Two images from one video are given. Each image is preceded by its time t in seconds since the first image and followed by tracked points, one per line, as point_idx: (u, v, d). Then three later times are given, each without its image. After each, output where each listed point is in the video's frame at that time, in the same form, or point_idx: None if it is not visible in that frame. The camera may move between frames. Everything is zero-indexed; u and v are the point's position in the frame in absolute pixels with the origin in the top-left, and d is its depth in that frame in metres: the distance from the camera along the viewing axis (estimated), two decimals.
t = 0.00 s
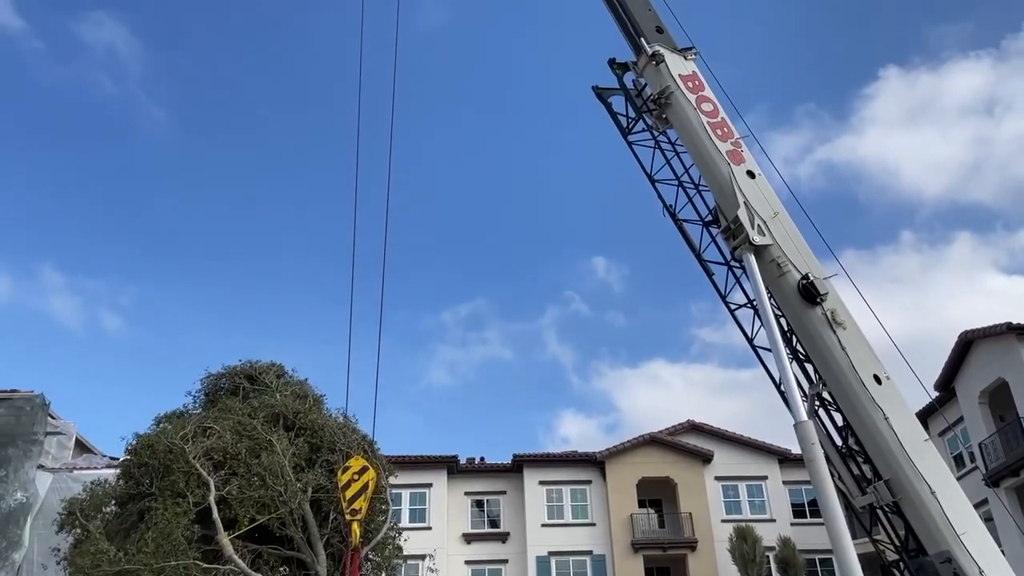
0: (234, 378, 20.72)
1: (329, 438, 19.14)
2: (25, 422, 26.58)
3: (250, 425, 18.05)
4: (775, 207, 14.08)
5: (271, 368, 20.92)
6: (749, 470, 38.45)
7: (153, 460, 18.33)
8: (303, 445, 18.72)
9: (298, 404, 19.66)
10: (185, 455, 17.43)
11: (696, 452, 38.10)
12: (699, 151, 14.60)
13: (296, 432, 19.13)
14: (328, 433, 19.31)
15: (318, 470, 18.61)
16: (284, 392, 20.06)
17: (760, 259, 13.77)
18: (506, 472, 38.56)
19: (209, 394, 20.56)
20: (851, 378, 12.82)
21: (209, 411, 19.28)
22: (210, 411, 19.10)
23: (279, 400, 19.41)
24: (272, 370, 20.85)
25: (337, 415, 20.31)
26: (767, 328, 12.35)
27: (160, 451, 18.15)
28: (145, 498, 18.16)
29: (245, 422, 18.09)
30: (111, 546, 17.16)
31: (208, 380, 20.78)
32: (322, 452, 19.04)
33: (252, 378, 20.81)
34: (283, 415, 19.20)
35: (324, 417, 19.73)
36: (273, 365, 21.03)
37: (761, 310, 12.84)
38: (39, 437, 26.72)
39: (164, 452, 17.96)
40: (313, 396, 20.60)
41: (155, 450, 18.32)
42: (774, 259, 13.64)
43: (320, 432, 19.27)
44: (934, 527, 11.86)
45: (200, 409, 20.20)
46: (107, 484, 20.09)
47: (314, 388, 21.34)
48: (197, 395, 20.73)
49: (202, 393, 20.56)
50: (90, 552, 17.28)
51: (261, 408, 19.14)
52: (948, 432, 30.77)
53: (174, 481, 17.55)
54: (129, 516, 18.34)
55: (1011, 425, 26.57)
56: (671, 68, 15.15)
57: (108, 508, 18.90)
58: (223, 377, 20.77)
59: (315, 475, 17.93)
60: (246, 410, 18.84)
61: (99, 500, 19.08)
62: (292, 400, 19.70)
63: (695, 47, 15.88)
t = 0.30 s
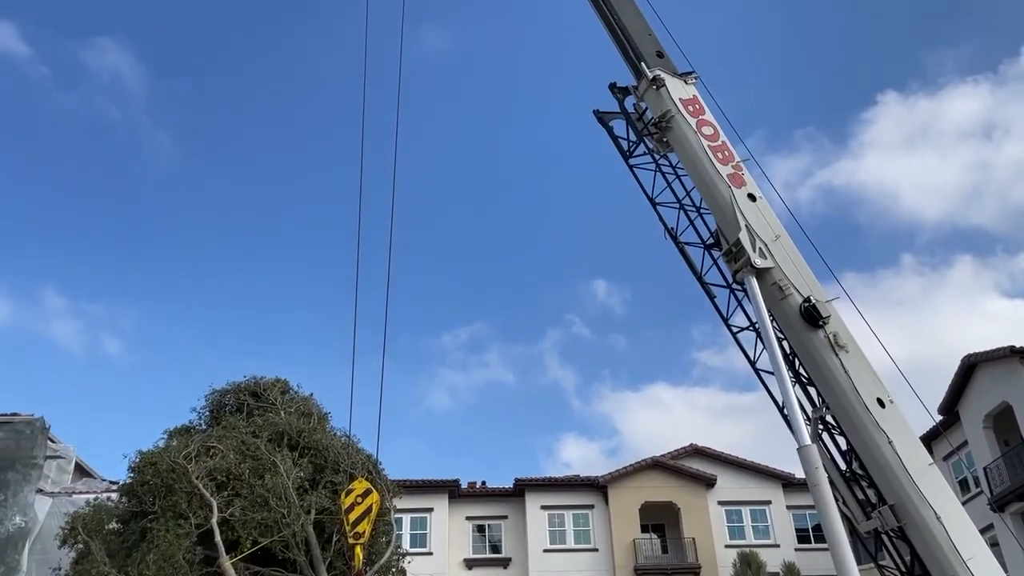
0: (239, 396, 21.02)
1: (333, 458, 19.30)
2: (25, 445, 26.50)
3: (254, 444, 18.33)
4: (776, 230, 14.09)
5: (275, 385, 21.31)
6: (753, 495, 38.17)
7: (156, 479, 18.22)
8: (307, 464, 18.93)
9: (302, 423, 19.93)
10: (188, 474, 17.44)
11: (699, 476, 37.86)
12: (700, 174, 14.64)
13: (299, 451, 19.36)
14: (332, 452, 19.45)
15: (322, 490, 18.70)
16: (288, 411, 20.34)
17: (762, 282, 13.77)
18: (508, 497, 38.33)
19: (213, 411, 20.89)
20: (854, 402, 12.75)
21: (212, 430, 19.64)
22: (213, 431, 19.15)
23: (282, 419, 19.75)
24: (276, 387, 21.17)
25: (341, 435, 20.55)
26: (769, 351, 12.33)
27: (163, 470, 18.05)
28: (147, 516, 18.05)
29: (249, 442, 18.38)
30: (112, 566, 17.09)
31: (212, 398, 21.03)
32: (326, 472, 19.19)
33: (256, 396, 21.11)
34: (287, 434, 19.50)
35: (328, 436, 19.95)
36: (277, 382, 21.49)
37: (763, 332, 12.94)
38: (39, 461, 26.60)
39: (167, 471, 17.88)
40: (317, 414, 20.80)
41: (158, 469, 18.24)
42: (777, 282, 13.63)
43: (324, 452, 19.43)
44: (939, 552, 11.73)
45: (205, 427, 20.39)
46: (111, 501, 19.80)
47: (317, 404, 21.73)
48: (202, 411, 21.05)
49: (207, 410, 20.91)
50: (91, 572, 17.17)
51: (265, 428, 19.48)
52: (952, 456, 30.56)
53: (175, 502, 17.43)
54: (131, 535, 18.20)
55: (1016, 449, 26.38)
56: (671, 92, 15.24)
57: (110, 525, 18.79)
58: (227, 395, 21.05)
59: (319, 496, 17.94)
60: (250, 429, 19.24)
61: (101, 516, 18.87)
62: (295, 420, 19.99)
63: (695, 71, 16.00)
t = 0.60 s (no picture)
0: (242, 414, 21.05)
1: (337, 479, 19.16)
2: (24, 470, 26.35)
3: (257, 465, 18.24)
4: (777, 254, 14.07)
5: (279, 403, 21.35)
6: (756, 521, 37.86)
7: (157, 499, 18.04)
8: (310, 486, 18.83)
9: (305, 444, 19.84)
10: (190, 496, 17.33)
11: (702, 502, 37.57)
12: (700, 199, 14.65)
13: (302, 472, 19.26)
14: (336, 474, 19.31)
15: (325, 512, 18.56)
16: (292, 431, 20.37)
17: (764, 306, 13.73)
18: (508, 523, 38.00)
19: (216, 429, 20.98)
20: (857, 428, 12.67)
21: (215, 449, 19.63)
22: (216, 451, 19.06)
23: (286, 439, 19.67)
24: (280, 406, 21.22)
25: (345, 455, 20.46)
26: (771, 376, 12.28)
27: (164, 490, 17.92)
28: (148, 536, 17.90)
29: (252, 463, 18.29)
30: None
31: (215, 416, 21.11)
32: (330, 494, 19.04)
33: (260, 415, 21.14)
34: (291, 454, 19.46)
35: (332, 457, 19.86)
36: (282, 400, 21.55)
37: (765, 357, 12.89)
38: (37, 486, 26.43)
39: (168, 492, 17.73)
40: (320, 434, 20.81)
41: (160, 489, 18.09)
42: (778, 306, 13.59)
43: (328, 473, 19.32)
44: None
45: (208, 446, 20.40)
46: (112, 519, 19.66)
47: (321, 422, 21.76)
48: (205, 429, 21.13)
49: (210, 427, 20.99)
50: None
51: (268, 448, 19.42)
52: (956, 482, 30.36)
53: (176, 524, 17.29)
54: (131, 555, 18.04)
55: (1020, 475, 26.22)
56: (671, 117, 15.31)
57: (110, 543, 18.66)
58: (231, 413, 21.10)
59: (321, 519, 17.87)
60: (254, 449, 19.22)
61: (101, 535, 18.73)
62: (299, 440, 19.91)
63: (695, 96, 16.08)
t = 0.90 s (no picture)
0: (243, 435, 21.06)
1: (336, 504, 19.05)
2: (21, 497, 26.21)
3: (256, 490, 18.14)
4: (777, 281, 14.08)
5: (280, 424, 21.39)
6: (759, 550, 37.52)
7: (155, 521, 17.89)
8: (309, 511, 18.73)
9: (305, 467, 19.76)
10: (189, 521, 17.21)
11: (704, 531, 37.24)
12: (700, 226, 14.69)
13: (302, 496, 19.16)
14: (336, 499, 19.22)
15: (324, 539, 18.46)
16: (292, 453, 20.38)
17: (764, 333, 13.72)
18: (509, 551, 37.67)
19: (217, 449, 21.01)
20: (859, 455, 12.59)
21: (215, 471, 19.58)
22: (216, 473, 18.97)
23: (286, 462, 19.60)
24: (280, 429, 21.21)
25: (346, 479, 20.39)
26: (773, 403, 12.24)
27: (163, 513, 17.79)
28: (145, 559, 17.75)
29: (251, 487, 18.19)
30: None
31: (215, 436, 21.12)
32: (329, 519, 18.93)
33: (261, 437, 21.13)
34: (291, 477, 19.35)
35: (332, 482, 19.79)
36: (282, 420, 21.62)
37: (767, 384, 12.87)
38: (34, 513, 26.25)
39: (166, 516, 17.61)
40: (321, 457, 20.78)
41: (158, 511, 17.96)
42: (779, 333, 13.58)
43: (327, 498, 19.21)
44: None
45: (207, 467, 20.36)
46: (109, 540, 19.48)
47: (321, 443, 21.77)
48: (205, 449, 21.12)
49: (210, 448, 21.00)
50: None
51: (268, 471, 19.34)
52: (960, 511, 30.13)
53: (174, 549, 17.14)
54: None
55: None
56: (671, 145, 15.38)
57: (107, 565, 18.51)
58: (231, 433, 21.12)
59: (320, 546, 17.80)
60: (253, 472, 19.17)
61: (98, 557, 18.57)
62: (299, 463, 19.85)
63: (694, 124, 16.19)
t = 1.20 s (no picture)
0: (239, 461, 21.00)
1: (334, 532, 18.83)
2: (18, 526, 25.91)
3: (252, 518, 17.95)
4: (778, 309, 14.01)
5: (277, 450, 21.36)
6: None
7: (149, 550, 17.70)
8: (306, 539, 18.50)
9: (301, 494, 19.60)
10: (183, 550, 17.01)
11: (706, 561, 36.81)
12: (700, 253, 14.65)
13: (299, 524, 18.95)
14: (333, 526, 18.95)
15: (320, 566, 18.13)
16: (289, 479, 20.28)
17: (766, 361, 13.63)
18: None
19: (213, 475, 20.93)
20: (863, 485, 12.43)
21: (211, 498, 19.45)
22: (212, 501, 18.83)
23: (283, 489, 19.46)
24: (278, 455, 21.14)
25: (343, 505, 20.22)
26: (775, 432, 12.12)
27: (157, 543, 17.60)
28: None
29: (247, 514, 18.02)
30: None
31: (212, 461, 21.06)
32: (327, 547, 18.69)
33: (258, 463, 21.05)
34: (287, 504, 19.18)
35: (329, 509, 19.59)
36: (279, 446, 21.59)
37: (768, 413, 12.76)
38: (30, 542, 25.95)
39: (160, 545, 17.41)
40: (318, 483, 20.64)
41: (152, 540, 17.77)
42: (780, 360, 13.46)
43: (325, 526, 18.97)
44: None
45: (203, 494, 20.25)
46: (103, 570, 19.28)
47: (319, 468, 21.66)
48: (201, 475, 21.04)
49: (206, 474, 20.93)
50: None
51: (264, 499, 19.18)
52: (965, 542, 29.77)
53: None
54: None
55: None
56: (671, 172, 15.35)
57: None
58: (228, 459, 21.05)
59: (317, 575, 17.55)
60: (249, 499, 19.02)
61: None
62: (295, 490, 19.69)
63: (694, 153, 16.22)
